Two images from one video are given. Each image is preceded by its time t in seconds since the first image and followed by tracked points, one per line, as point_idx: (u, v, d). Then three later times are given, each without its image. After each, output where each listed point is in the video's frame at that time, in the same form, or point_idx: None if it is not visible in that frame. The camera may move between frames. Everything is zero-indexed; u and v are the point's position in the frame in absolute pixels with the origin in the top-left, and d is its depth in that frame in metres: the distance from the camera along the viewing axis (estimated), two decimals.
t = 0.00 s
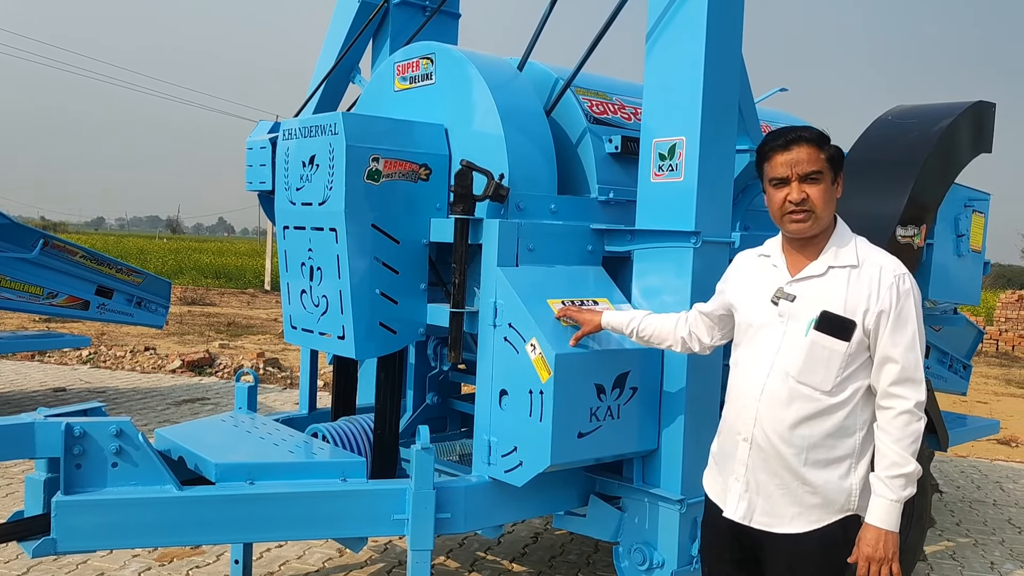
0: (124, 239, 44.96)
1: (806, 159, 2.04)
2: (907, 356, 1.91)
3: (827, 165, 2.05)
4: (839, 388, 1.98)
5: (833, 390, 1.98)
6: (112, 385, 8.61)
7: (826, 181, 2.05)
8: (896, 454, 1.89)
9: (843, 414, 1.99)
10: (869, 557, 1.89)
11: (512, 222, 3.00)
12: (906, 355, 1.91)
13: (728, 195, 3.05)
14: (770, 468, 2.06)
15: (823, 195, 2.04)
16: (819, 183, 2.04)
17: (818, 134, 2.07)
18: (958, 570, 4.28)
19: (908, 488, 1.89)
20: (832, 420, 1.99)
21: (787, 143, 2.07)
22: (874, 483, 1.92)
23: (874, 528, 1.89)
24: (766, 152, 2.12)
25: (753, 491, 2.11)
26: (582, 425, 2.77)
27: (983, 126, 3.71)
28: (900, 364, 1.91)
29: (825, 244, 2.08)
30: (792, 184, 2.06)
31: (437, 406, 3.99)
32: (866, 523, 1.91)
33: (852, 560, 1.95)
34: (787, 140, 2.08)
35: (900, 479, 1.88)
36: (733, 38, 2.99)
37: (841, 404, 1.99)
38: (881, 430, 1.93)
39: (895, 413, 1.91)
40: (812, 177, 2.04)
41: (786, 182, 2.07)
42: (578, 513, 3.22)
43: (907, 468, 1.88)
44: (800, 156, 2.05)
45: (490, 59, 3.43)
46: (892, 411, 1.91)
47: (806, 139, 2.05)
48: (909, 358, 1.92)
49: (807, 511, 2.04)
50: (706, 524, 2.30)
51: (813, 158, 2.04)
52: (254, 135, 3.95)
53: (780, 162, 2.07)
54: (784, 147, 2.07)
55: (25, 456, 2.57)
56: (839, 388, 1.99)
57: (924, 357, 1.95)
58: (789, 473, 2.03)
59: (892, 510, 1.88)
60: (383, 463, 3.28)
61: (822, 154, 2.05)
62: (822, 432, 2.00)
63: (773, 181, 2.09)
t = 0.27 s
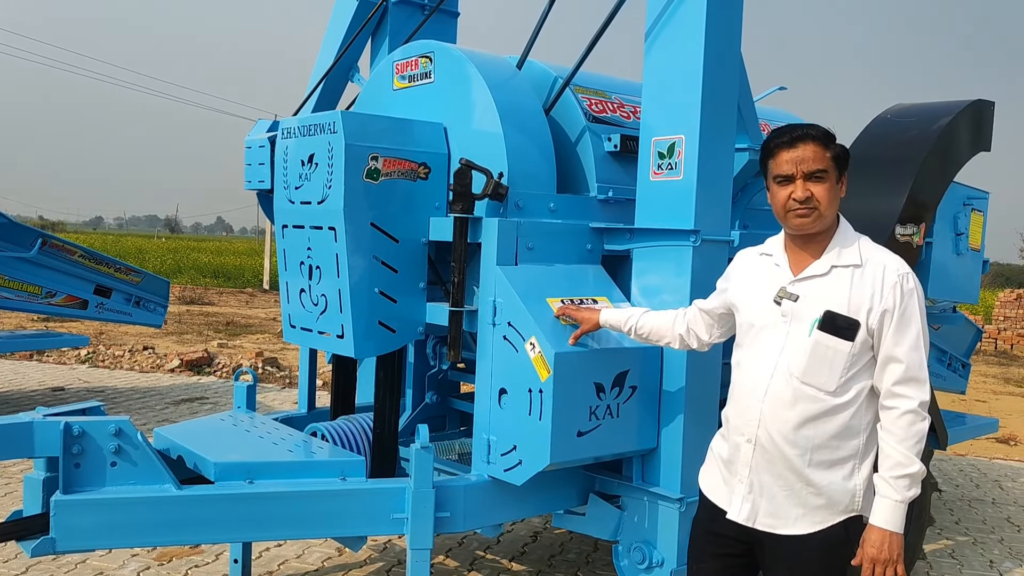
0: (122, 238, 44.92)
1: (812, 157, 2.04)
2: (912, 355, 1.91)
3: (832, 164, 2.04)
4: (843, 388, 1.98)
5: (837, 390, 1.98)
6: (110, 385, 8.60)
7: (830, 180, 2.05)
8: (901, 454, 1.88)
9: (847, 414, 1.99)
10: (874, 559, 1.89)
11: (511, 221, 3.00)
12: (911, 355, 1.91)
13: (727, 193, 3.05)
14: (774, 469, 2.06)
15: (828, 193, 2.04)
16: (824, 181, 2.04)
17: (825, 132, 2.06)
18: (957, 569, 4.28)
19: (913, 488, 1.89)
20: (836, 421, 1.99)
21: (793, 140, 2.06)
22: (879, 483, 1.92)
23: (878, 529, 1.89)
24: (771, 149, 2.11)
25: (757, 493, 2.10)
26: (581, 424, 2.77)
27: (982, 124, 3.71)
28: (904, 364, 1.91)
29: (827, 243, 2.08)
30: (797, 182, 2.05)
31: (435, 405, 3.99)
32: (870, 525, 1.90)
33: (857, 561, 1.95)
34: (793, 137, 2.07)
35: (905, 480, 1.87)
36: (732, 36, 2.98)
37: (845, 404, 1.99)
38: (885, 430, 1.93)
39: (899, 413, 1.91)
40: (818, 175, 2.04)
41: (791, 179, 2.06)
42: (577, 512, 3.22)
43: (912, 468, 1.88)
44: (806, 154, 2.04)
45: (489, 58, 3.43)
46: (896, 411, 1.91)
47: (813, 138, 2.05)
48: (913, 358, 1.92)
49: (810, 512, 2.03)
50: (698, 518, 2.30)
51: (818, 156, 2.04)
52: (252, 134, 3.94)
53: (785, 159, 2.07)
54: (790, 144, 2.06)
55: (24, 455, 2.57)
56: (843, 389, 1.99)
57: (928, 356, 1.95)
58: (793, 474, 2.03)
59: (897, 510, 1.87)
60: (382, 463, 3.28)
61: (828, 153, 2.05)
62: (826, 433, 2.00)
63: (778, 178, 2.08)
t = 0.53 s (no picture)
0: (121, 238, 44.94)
1: (807, 156, 2.04)
2: (907, 355, 1.91)
3: (828, 163, 2.05)
4: (838, 387, 1.98)
5: (832, 390, 1.98)
6: (110, 385, 8.60)
7: (826, 180, 2.05)
8: (897, 454, 1.88)
9: (842, 414, 1.99)
10: (871, 559, 1.90)
11: (511, 221, 3.00)
12: (906, 354, 1.91)
13: (727, 193, 3.05)
14: (769, 469, 2.06)
15: (824, 193, 2.04)
16: (820, 180, 2.05)
17: (821, 132, 2.07)
18: (956, 569, 4.28)
19: (908, 488, 1.89)
20: (832, 421, 1.99)
21: (789, 140, 2.07)
22: (875, 484, 1.92)
23: (874, 529, 1.89)
24: (767, 149, 2.12)
25: (751, 492, 2.10)
26: (582, 424, 2.78)
27: (982, 125, 3.71)
28: (900, 363, 1.91)
29: (823, 243, 2.08)
30: (793, 181, 2.06)
31: (435, 405, 3.99)
32: (867, 525, 1.91)
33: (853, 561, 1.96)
34: (789, 137, 2.08)
35: (901, 480, 1.87)
36: (732, 36, 2.99)
37: (841, 404, 1.99)
38: (881, 430, 1.93)
39: (895, 413, 1.91)
40: (814, 174, 2.05)
41: (787, 178, 2.07)
42: (577, 512, 3.22)
43: (908, 468, 1.88)
44: (802, 153, 2.05)
45: (489, 58, 3.43)
46: (892, 411, 1.91)
47: (809, 137, 2.06)
48: (909, 358, 1.91)
49: (805, 512, 2.04)
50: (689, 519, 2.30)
51: (814, 155, 2.04)
52: (253, 134, 3.95)
53: (781, 158, 2.07)
54: (786, 144, 2.07)
55: (25, 455, 2.57)
56: (838, 388, 1.99)
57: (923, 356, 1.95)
58: (789, 473, 2.03)
59: (892, 510, 1.88)
60: (382, 462, 3.28)
61: (824, 152, 2.05)
62: (822, 433, 2.00)
63: (774, 177, 2.08)
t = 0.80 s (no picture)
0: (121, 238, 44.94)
1: (791, 156, 2.03)
2: (892, 355, 1.91)
3: (811, 163, 2.04)
4: (824, 388, 1.98)
5: (818, 390, 1.97)
6: (110, 385, 8.60)
7: (810, 180, 2.04)
8: (881, 455, 1.89)
9: (828, 415, 1.99)
10: (857, 560, 1.89)
11: (511, 221, 3.00)
12: (890, 354, 1.91)
13: (727, 194, 3.06)
14: (755, 471, 2.06)
15: (807, 193, 2.04)
16: (803, 181, 2.04)
17: (805, 132, 2.06)
18: (956, 569, 4.28)
19: (894, 488, 1.89)
20: (819, 421, 1.99)
21: (773, 140, 2.06)
22: (861, 484, 1.92)
23: (861, 530, 1.89)
24: (751, 148, 2.11)
25: (739, 495, 2.10)
26: (581, 424, 2.78)
27: (982, 126, 3.72)
28: (884, 363, 1.91)
29: (806, 244, 2.08)
30: (776, 181, 2.05)
31: (436, 405, 3.99)
32: (853, 526, 1.91)
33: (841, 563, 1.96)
34: (772, 137, 2.07)
35: (886, 480, 1.88)
36: (732, 37, 2.99)
37: (827, 405, 1.98)
38: (866, 431, 1.93)
39: (880, 413, 1.91)
40: (797, 174, 2.04)
41: (770, 179, 2.06)
42: (577, 512, 3.22)
43: (894, 468, 1.88)
44: (785, 153, 2.04)
45: (489, 58, 3.44)
46: (877, 411, 1.91)
47: (792, 136, 2.05)
48: (893, 358, 1.91)
49: (793, 514, 2.04)
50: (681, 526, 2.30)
51: (797, 155, 2.04)
52: (253, 134, 3.95)
53: (764, 159, 2.07)
54: (769, 144, 2.06)
55: (25, 455, 2.57)
56: (824, 389, 1.98)
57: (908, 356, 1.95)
58: (776, 475, 2.02)
59: (878, 511, 1.88)
60: (382, 463, 3.28)
61: (807, 152, 2.04)
62: (810, 434, 1.99)
63: (758, 177, 2.08)
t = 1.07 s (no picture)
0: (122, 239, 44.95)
1: (758, 157, 2.02)
2: (860, 349, 1.91)
3: (778, 163, 2.03)
4: (791, 382, 1.96)
5: (785, 383, 1.95)
6: (112, 386, 8.61)
7: (777, 180, 2.03)
8: (851, 449, 1.88)
9: (796, 409, 1.97)
10: (826, 555, 1.88)
11: (513, 222, 3.00)
12: (858, 348, 1.91)
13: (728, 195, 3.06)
14: (723, 466, 2.02)
15: (774, 194, 2.03)
16: (770, 182, 2.03)
17: (773, 132, 2.04)
18: (957, 571, 4.28)
19: (864, 482, 1.89)
20: (786, 415, 1.97)
21: (740, 140, 2.04)
22: (830, 479, 1.92)
23: (830, 525, 1.89)
24: (719, 149, 2.09)
25: (707, 491, 2.06)
26: (583, 426, 2.78)
27: (983, 128, 3.72)
28: (852, 357, 1.91)
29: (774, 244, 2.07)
30: (744, 182, 2.04)
31: (437, 406, 3.99)
32: (823, 521, 1.90)
33: (810, 559, 1.95)
34: (740, 137, 2.05)
35: (855, 474, 1.88)
36: (734, 39, 2.99)
37: (794, 400, 1.96)
38: (835, 425, 1.92)
39: (848, 407, 1.90)
40: (764, 175, 2.02)
41: (738, 180, 2.04)
42: (578, 514, 3.22)
43: (862, 462, 1.88)
44: (753, 154, 2.02)
45: (489, 59, 3.44)
46: (845, 405, 1.91)
47: (760, 137, 2.03)
48: (861, 352, 1.91)
49: (761, 510, 2.01)
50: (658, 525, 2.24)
51: (765, 156, 2.02)
52: (255, 136, 3.95)
53: (732, 159, 2.05)
54: (737, 145, 2.04)
55: (27, 457, 2.58)
56: (792, 383, 1.96)
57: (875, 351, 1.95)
58: (744, 470, 1.99)
59: (847, 506, 1.88)
60: (383, 464, 3.27)
61: (774, 153, 2.03)
62: (778, 429, 1.97)
63: (725, 179, 2.06)
